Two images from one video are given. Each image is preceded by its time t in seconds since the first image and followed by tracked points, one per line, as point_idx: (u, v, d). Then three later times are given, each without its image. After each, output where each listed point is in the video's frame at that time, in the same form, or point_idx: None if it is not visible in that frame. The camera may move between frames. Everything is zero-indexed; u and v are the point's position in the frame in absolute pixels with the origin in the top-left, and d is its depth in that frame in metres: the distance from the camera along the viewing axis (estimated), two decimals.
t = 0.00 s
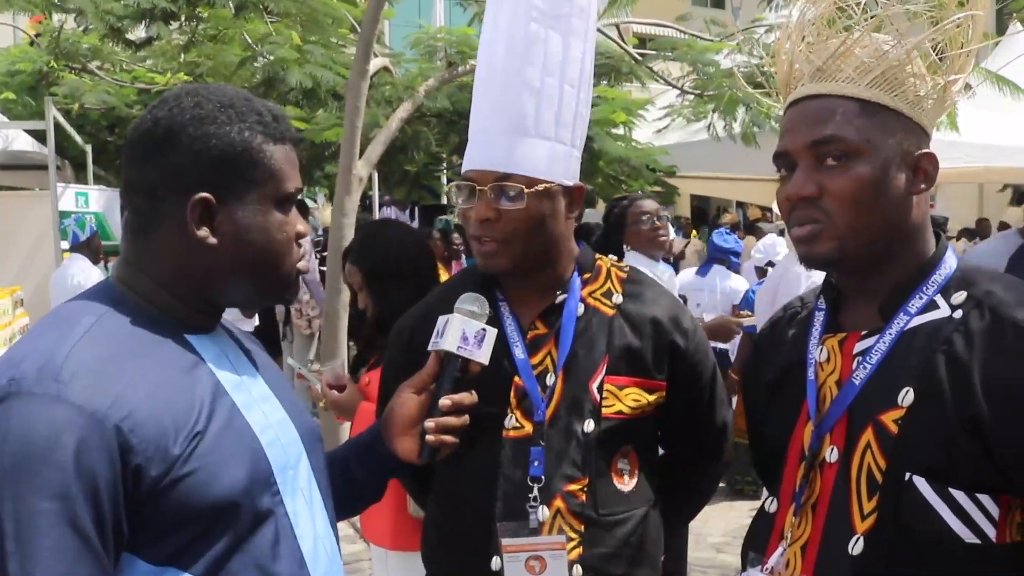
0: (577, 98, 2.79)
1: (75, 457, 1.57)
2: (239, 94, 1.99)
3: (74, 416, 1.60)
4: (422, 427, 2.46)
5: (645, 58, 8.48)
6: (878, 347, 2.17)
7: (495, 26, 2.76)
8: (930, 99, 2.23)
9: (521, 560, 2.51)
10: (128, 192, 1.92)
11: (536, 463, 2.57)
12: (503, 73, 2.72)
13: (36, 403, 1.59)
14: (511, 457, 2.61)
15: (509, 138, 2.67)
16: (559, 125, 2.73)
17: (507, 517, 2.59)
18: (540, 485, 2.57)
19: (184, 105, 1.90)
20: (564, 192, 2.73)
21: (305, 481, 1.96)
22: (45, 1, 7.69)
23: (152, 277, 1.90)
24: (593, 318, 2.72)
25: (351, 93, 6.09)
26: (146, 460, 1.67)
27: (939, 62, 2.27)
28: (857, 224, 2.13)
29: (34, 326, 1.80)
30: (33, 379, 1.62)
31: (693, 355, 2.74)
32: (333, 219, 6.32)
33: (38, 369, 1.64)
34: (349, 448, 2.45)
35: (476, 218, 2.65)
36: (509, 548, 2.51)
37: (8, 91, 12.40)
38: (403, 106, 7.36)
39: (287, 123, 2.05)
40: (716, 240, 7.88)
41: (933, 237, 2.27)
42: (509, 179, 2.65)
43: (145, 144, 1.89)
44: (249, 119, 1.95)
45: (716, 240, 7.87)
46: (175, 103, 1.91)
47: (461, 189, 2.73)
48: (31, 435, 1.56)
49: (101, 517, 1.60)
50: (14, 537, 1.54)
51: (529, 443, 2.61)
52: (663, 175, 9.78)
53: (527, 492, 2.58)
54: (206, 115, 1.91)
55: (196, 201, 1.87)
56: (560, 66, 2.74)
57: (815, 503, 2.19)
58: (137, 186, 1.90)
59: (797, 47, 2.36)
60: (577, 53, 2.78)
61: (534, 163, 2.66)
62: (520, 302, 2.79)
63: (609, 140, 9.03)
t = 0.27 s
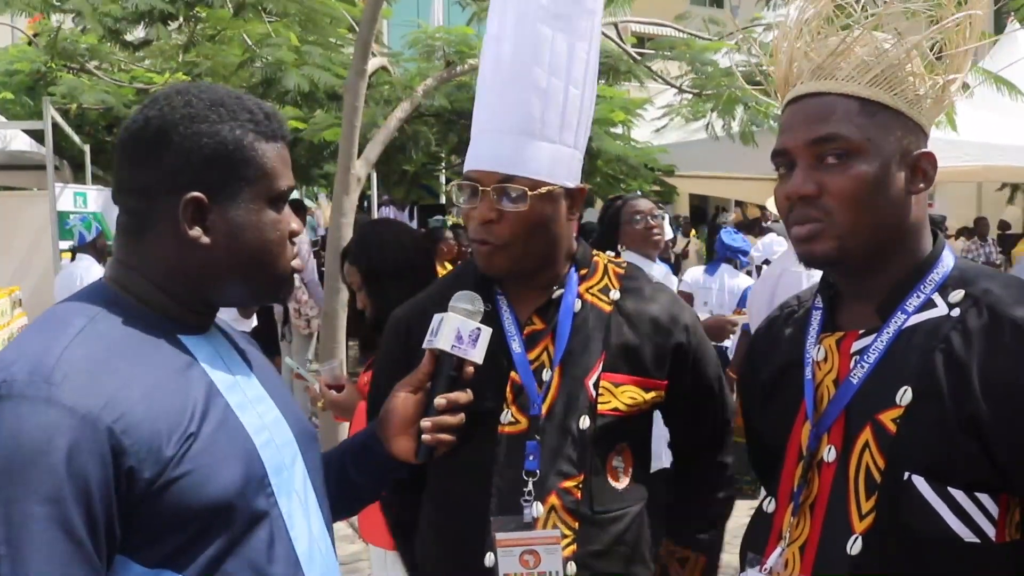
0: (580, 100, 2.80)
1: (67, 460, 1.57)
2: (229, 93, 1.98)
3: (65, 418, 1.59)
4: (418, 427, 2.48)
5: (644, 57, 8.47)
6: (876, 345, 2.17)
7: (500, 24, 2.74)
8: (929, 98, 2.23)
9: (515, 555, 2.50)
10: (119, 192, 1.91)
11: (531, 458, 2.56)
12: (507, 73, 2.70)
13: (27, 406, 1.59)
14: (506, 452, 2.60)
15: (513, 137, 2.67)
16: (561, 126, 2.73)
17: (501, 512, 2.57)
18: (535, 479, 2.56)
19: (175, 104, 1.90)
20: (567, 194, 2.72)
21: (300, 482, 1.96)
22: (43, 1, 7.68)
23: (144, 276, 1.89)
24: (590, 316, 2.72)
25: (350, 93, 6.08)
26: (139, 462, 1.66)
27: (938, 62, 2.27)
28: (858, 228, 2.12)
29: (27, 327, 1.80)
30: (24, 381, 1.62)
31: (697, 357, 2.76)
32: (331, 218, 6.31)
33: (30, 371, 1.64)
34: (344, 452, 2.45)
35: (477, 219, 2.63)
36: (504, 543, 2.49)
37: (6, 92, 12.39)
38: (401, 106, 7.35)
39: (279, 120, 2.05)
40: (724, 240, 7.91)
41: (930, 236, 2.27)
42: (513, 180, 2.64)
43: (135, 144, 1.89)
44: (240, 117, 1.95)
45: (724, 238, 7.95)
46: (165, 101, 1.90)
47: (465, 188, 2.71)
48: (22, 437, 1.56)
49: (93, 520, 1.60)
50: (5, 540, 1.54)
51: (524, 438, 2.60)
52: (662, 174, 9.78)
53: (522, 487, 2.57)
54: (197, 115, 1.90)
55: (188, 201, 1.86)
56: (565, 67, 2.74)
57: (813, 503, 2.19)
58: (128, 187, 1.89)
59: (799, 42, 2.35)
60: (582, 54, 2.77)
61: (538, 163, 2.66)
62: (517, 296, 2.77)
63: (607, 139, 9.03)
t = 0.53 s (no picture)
0: (598, 117, 2.76)
1: (59, 462, 1.56)
2: (227, 94, 1.98)
3: (58, 420, 1.59)
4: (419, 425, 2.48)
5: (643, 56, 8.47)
6: (874, 345, 2.17)
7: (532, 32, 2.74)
8: (932, 99, 2.26)
9: (507, 551, 2.48)
10: (116, 192, 1.91)
11: (523, 455, 2.56)
12: (529, 79, 2.72)
13: (20, 408, 1.58)
14: (499, 447, 2.59)
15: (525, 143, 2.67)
16: (572, 138, 2.72)
17: (492, 508, 2.55)
18: (526, 476, 2.55)
19: (171, 104, 1.89)
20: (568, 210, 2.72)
21: (295, 485, 1.95)
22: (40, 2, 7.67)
23: (139, 275, 1.89)
24: (587, 317, 2.72)
25: (348, 93, 6.07)
26: (133, 464, 1.66)
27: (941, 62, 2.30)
28: (870, 224, 2.11)
29: (21, 328, 1.79)
30: (16, 382, 1.61)
31: (699, 371, 2.72)
32: (329, 218, 6.30)
33: (22, 372, 1.63)
34: (341, 453, 2.50)
35: (474, 224, 2.64)
36: (495, 539, 2.48)
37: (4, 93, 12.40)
38: (400, 105, 7.35)
39: (276, 121, 2.03)
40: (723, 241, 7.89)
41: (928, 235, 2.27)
42: (513, 195, 2.62)
43: (132, 143, 1.88)
44: (237, 118, 1.94)
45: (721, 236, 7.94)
46: (163, 101, 1.90)
47: (465, 190, 2.71)
48: (15, 440, 1.56)
49: (86, 523, 1.59)
50: None
51: (515, 435, 2.60)
52: (660, 173, 9.79)
53: (513, 484, 2.56)
54: (194, 114, 1.90)
55: (184, 201, 1.86)
56: (587, 81, 2.73)
57: (810, 503, 2.18)
58: (124, 187, 1.89)
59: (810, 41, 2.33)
60: (603, 69, 2.74)
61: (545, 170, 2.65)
62: (517, 299, 2.77)
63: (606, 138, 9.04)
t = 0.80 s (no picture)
0: (592, 112, 2.75)
1: (56, 464, 1.56)
2: (231, 94, 1.97)
3: (55, 421, 1.58)
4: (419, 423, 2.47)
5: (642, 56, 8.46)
6: (873, 345, 2.17)
7: (522, 30, 2.74)
8: (929, 97, 2.23)
9: (504, 545, 2.43)
10: (115, 191, 1.91)
11: (520, 449, 2.56)
12: (523, 78, 2.70)
13: (16, 410, 1.58)
14: (497, 443, 2.61)
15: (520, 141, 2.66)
16: (567, 134, 2.70)
17: (491, 502, 2.58)
18: (525, 470, 2.56)
19: (173, 102, 1.89)
20: (565, 202, 2.72)
21: (293, 485, 1.95)
22: (39, 1, 7.65)
23: (138, 275, 1.88)
24: (586, 316, 2.71)
25: (347, 92, 6.06)
26: (130, 466, 1.65)
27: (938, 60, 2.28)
28: (860, 226, 2.12)
29: (18, 328, 1.78)
30: (13, 383, 1.61)
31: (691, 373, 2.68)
32: (329, 217, 6.29)
33: (19, 373, 1.63)
34: (338, 452, 2.48)
35: (473, 219, 2.66)
36: (492, 532, 2.43)
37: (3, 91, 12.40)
38: (399, 104, 7.34)
39: (277, 122, 2.03)
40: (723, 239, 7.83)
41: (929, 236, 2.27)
42: (511, 185, 2.64)
43: (132, 141, 1.88)
44: (239, 118, 1.94)
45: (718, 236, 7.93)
46: (165, 99, 1.89)
47: (464, 184, 2.73)
48: (11, 442, 1.55)
49: (83, 524, 1.59)
50: None
51: (515, 430, 2.60)
52: (660, 172, 9.78)
53: (512, 477, 2.57)
54: (195, 113, 1.89)
55: (184, 200, 1.85)
56: (580, 77, 2.71)
57: (809, 503, 2.18)
58: (123, 185, 1.89)
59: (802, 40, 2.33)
60: (594, 62, 2.73)
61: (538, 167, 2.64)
62: (516, 294, 2.77)
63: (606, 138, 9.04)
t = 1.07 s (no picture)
0: (571, 101, 2.79)
1: (54, 464, 1.56)
2: (230, 92, 1.97)
3: (53, 422, 1.58)
4: (417, 421, 2.47)
5: (641, 54, 8.46)
6: (871, 345, 2.17)
7: (491, 29, 2.77)
8: (919, 94, 2.21)
9: (503, 544, 2.44)
10: (112, 189, 1.91)
11: (518, 448, 2.55)
12: (501, 74, 2.72)
13: (14, 410, 1.58)
14: (494, 442, 2.60)
15: (505, 136, 2.67)
16: (552, 125, 2.72)
17: (488, 502, 2.57)
18: (522, 469, 2.56)
19: (172, 101, 1.89)
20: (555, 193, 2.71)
21: (292, 485, 1.95)
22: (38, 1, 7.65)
23: (137, 274, 1.88)
24: (583, 314, 2.71)
25: (346, 91, 6.06)
26: (129, 466, 1.65)
27: (930, 56, 2.26)
28: (840, 229, 2.13)
29: (16, 328, 1.78)
30: (11, 383, 1.61)
31: (694, 370, 2.70)
32: (328, 216, 6.29)
33: (17, 373, 1.63)
34: (338, 450, 2.47)
35: (464, 216, 2.66)
36: (491, 531, 2.44)
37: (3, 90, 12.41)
38: (398, 102, 7.34)
39: (277, 121, 2.03)
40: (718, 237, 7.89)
41: (928, 235, 2.27)
42: (499, 178, 2.64)
43: (130, 139, 1.88)
44: (238, 117, 1.94)
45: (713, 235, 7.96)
46: (164, 98, 1.89)
47: (450, 184, 2.72)
48: (9, 442, 1.55)
49: (82, 524, 1.59)
50: None
51: (512, 429, 2.60)
52: (659, 171, 9.79)
53: (510, 476, 2.57)
54: (194, 111, 1.89)
55: (183, 199, 1.85)
56: (556, 67, 2.75)
57: (807, 503, 2.18)
58: (121, 184, 1.89)
59: (789, 41, 2.35)
60: (578, 54, 2.78)
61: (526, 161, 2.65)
62: (511, 292, 2.77)
63: (605, 137, 9.05)
